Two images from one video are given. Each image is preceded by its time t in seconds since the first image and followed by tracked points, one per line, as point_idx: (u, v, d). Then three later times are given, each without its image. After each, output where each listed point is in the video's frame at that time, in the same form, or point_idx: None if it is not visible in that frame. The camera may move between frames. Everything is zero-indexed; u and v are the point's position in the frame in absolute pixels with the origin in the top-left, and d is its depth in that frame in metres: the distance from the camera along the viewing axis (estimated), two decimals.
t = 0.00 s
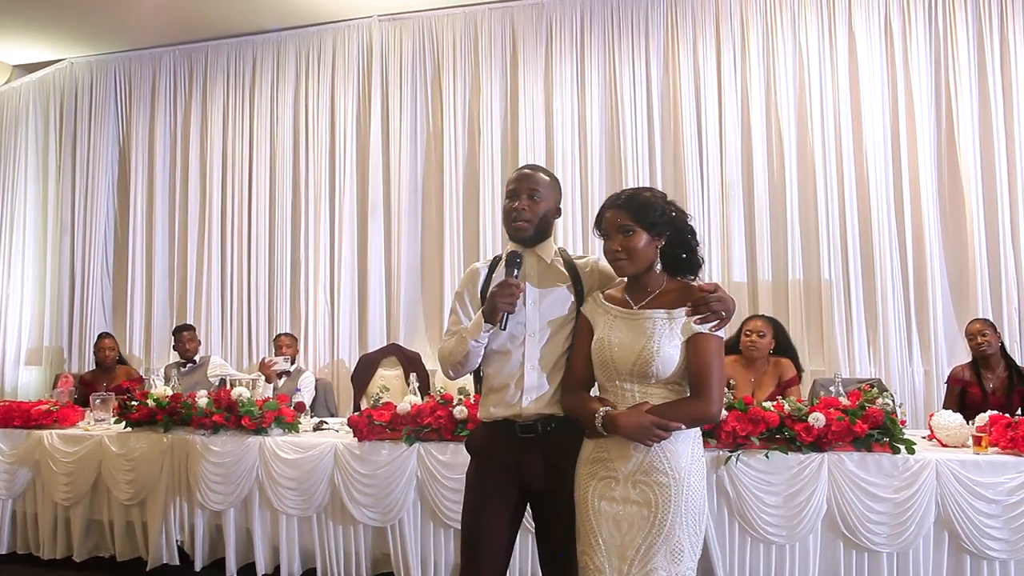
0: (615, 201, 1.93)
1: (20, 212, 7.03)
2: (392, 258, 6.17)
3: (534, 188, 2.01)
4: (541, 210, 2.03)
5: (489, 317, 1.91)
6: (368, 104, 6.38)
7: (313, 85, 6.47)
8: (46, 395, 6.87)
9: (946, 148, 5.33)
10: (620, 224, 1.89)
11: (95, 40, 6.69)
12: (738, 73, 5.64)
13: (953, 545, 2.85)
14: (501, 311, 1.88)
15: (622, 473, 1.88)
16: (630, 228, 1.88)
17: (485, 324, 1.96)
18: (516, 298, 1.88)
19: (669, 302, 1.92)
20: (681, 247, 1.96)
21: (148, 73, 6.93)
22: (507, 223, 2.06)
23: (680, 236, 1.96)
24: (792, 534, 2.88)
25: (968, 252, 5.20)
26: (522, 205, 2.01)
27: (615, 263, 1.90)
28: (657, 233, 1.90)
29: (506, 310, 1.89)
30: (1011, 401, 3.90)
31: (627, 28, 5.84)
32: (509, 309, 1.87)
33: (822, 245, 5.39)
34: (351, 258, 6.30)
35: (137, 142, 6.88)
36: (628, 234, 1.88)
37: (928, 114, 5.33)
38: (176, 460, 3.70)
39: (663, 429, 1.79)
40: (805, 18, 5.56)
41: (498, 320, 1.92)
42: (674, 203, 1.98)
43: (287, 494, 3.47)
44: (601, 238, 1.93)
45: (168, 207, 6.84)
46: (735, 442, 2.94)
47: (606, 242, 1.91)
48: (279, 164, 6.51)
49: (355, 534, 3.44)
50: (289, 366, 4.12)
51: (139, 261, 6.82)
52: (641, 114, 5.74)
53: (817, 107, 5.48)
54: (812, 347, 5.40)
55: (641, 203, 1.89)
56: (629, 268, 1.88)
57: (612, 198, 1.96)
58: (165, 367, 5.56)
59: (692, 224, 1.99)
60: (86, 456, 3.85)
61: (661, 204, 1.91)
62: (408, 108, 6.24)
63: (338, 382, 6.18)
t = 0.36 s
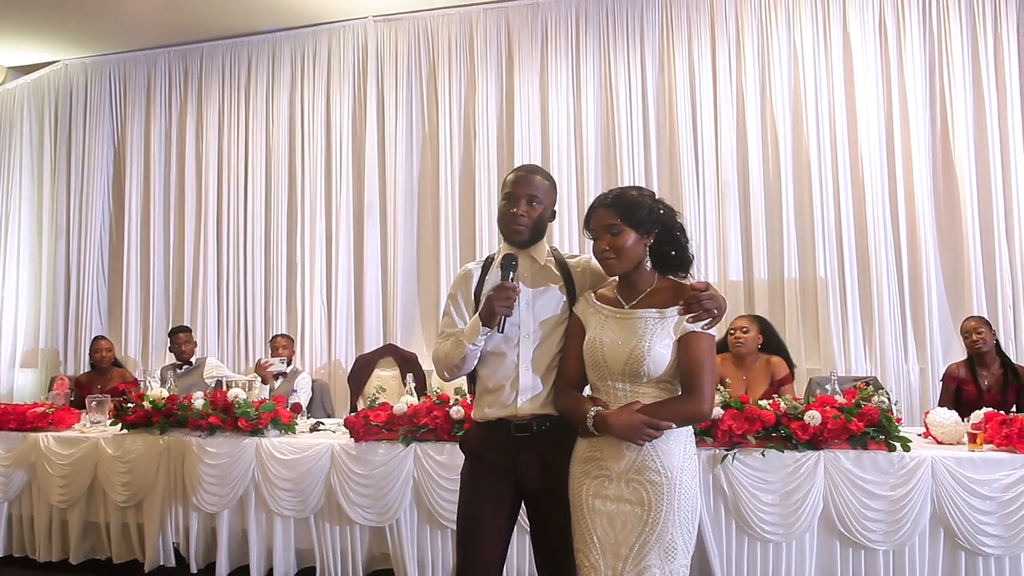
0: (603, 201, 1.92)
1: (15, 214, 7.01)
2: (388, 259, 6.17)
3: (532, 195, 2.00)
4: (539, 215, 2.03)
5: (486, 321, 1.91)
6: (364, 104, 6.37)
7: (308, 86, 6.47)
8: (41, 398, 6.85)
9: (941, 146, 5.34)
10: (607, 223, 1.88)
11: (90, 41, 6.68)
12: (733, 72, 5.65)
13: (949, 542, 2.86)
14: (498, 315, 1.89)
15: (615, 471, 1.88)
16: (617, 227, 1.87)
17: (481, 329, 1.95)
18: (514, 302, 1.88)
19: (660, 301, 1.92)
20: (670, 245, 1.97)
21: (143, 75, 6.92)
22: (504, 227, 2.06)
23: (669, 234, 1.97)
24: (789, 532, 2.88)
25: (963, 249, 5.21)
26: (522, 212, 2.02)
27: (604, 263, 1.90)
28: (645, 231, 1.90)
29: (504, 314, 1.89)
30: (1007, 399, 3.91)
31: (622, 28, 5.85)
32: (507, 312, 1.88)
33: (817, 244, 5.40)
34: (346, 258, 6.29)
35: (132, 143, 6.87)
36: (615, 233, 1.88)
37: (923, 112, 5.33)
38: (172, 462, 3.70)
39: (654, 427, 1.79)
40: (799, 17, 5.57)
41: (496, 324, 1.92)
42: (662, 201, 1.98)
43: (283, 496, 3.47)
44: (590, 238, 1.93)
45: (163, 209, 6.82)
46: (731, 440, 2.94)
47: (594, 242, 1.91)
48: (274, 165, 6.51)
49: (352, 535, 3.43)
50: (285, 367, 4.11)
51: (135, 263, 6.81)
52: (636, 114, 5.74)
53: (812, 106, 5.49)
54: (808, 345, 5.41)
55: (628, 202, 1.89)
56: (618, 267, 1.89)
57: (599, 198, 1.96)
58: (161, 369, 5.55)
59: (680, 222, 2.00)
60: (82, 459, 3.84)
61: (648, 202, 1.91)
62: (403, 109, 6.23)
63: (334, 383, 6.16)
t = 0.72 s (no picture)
0: (599, 200, 1.92)
1: (11, 216, 6.99)
2: (386, 259, 6.17)
3: (521, 191, 2.01)
4: (528, 212, 2.03)
5: (483, 321, 1.91)
6: (360, 104, 6.37)
7: (305, 86, 6.46)
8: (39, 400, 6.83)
9: (937, 143, 5.35)
10: (604, 223, 1.89)
11: (85, 42, 6.66)
12: (729, 71, 5.66)
13: (947, 539, 2.86)
14: (495, 315, 1.88)
15: (611, 470, 1.87)
16: (612, 227, 1.88)
17: (479, 328, 1.95)
18: (510, 302, 1.88)
19: (659, 301, 1.92)
20: (667, 243, 1.97)
21: (139, 76, 6.91)
22: (495, 226, 2.06)
23: (666, 232, 1.97)
24: (787, 530, 2.89)
25: (960, 247, 5.21)
26: (509, 208, 2.02)
27: (601, 262, 1.91)
28: (641, 231, 1.90)
29: (501, 314, 1.88)
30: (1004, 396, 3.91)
31: (618, 27, 5.85)
32: (503, 313, 1.88)
33: (814, 242, 5.41)
34: (344, 258, 6.28)
35: (129, 144, 6.86)
36: (611, 233, 1.88)
37: (919, 110, 5.34)
38: (171, 463, 3.69)
39: (649, 427, 1.79)
40: (795, 15, 5.58)
41: (493, 324, 1.92)
42: (659, 198, 1.98)
43: (281, 496, 3.46)
44: (586, 237, 1.93)
45: (160, 210, 6.81)
46: (730, 439, 2.95)
47: (591, 242, 1.92)
48: (271, 166, 6.51)
49: (351, 535, 3.43)
50: (283, 368, 4.11)
51: (133, 264, 6.80)
52: (633, 113, 5.75)
53: (808, 105, 5.50)
54: (806, 344, 5.41)
55: (624, 201, 1.89)
56: (615, 267, 1.89)
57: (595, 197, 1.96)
58: (159, 370, 5.54)
59: (676, 219, 2.01)
60: (79, 460, 3.83)
61: (643, 201, 1.91)
62: (400, 108, 6.23)
63: (332, 383, 6.15)
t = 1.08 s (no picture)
0: (598, 198, 1.92)
1: (8, 216, 6.97)
2: (384, 258, 6.17)
3: (517, 188, 2.01)
4: (525, 210, 2.04)
5: (478, 316, 1.92)
6: (358, 103, 6.37)
7: (301, 85, 6.45)
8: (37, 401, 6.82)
9: (934, 140, 5.36)
10: (603, 222, 1.89)
11: (82, 42, 6.65)
12: (726, 69, 5.65)
13: (945, 536, 2.87)
14: (490, 310, 1.88)
15: (609, 467, 1.87)
16: (612, 226, 1.88)
17: (475, 325, 1.96)
18: (504, 298, 1.88)
19: (657, 299, 1.91)
20: (665, 242, 1.98)
21: (135, 76, 6.90)
22: (491, 224, 2.06)
23: (664, 230, 1.98)
24: (786, 528, 2.89)
25: (957, 245, 5.22)
26: (505, 206, 2.02)
27: (599, 261, 1.91)
28: (640, 229, 1.90)
29: (495, 310, 1.89)
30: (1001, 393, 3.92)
31: (616, 25, 5.85)
32: (498, 309, 1.87)
33: (811, 240, 5.42)
34: (341, 258, 6.27)
35: (125, 144, 6.85)
36: (610, 231, 1.88)
37: (916, 108, 5.35)
38: (170, 463, 3.69)
39: (646, 425, 1.79)
40: (792, 13, 5.58)
41: (487, 319, 1.92)
42: (658, 197, 1.98)
43: (279, 495, 3.46)
44: (585, 235, 1.93)
45: (158, 209, 6.80)
46: (728, 436, 2.95)
47: (590, 240, 1.92)
48: (269, 165, 6.50)
49: (350, 534, 3.43)
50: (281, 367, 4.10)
51: (130, 263, 6.80)
52: (630, 111, 5.75)
53: (805, 102, 5.50)
54: (804, 341, 5.42)
55: (622, 200, 1.88)
56: (613, 265, 1.89)
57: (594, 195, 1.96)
58: (158, 370, 5.54)
59: (675, 218, 2.01)
60: (77, 460, 3.83)
61: (642, 200, 1.90)
62: (398, 107, 6.23)
63: (330, 382, 6.16)
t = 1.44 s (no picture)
0: (598, 200, 1.91)
1: (5, 217, 6.96)
2: (382, 258, 6.17)
3: (513, 190, 2.01)
4: (519, 212, 2.03)
5: (475, 320, 1.92)
6: (356, 103, 6.36)
7: (299, 85, 6.45)
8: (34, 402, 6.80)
9: (932, 141, 5.36)
10: (603, 222, 1.88)
11: (79, 42, 6.65)
12: (724, 70, 5.65)
13: (942, 536, 2.87)
14: (487, 314, 1.88)
15: (611, 468, 1.88)
16: (611, 226, 1.87)
17: (473, 328, 1.96)
18: (502, 302, 1.88)
19: (658, 298, 1.91)
20: (666, 242, 1.97)
21: (133, 76, 6.89)
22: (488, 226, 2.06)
23: (665, 230, 1.97)
24: (784, 528, 2.89)
25: (954, 245, 5.23)
26: (501, 208, 2.02)
27: (600, 261, 1.91)
28: (640, 229, 1.90)
29: (492, 314, 1.89)
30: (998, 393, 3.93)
31: (613, 25, 5.85)
32: (495, 312, 1.87)
33: (809, 240, 5.42)
34: (338, 258, 6.27)
35: (123, 144, 6.85)
36: (610, 231, 1.88)
37: (913, 108, 5.35)
38: (167, 464, 3.68)
39: (646, 423, 1.79)
40: (790, 14, 5.59)
41: (484, 323, 1.92)
42: (658, 197, 1.98)
43: (275, 496, 3.45)
44: (585, 236, 1.93)
45: (155, 210, 6.79)
46: (725, 437, 2.95)
47: (591, 240, 1.92)
48: (266, 166, 6.49)
49: (347, 535, 3.43)
50: (278, 367, 4.10)
51: (127, 263, 6.79)
52: (628, 111, 5.75)
53: (803, 103, 5.50)
54: (801, 342, 5.42)
55: (623, 200, 1.88)
56: (615, 266, 1.89)
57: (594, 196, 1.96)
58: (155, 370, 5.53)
59: (676, 218, 2.01)
60: (74, 461, 3.82)
61: (642, 200, 1.90)
62: (396, 107, 6.23)
63: (328, 383, 6.16)
